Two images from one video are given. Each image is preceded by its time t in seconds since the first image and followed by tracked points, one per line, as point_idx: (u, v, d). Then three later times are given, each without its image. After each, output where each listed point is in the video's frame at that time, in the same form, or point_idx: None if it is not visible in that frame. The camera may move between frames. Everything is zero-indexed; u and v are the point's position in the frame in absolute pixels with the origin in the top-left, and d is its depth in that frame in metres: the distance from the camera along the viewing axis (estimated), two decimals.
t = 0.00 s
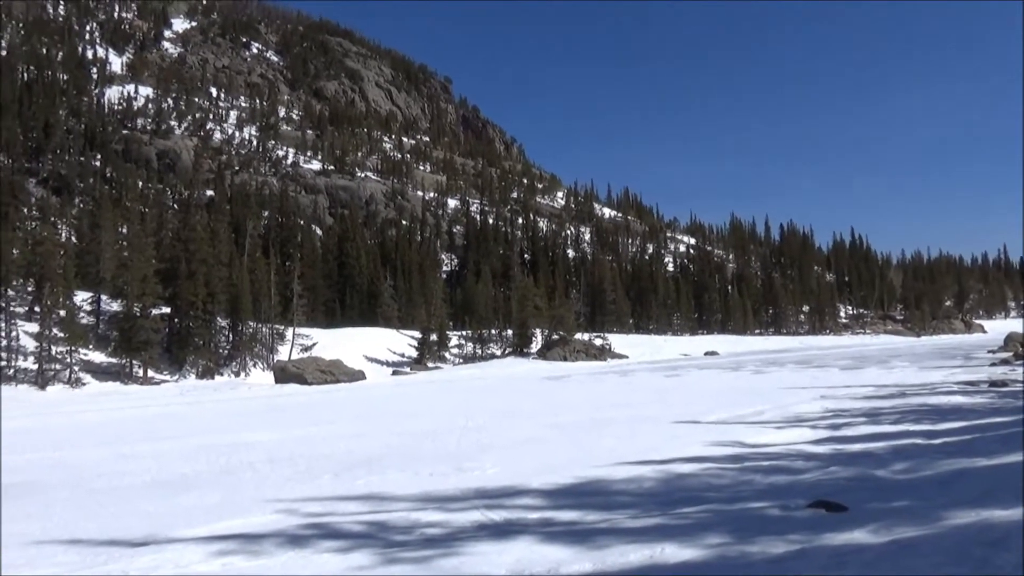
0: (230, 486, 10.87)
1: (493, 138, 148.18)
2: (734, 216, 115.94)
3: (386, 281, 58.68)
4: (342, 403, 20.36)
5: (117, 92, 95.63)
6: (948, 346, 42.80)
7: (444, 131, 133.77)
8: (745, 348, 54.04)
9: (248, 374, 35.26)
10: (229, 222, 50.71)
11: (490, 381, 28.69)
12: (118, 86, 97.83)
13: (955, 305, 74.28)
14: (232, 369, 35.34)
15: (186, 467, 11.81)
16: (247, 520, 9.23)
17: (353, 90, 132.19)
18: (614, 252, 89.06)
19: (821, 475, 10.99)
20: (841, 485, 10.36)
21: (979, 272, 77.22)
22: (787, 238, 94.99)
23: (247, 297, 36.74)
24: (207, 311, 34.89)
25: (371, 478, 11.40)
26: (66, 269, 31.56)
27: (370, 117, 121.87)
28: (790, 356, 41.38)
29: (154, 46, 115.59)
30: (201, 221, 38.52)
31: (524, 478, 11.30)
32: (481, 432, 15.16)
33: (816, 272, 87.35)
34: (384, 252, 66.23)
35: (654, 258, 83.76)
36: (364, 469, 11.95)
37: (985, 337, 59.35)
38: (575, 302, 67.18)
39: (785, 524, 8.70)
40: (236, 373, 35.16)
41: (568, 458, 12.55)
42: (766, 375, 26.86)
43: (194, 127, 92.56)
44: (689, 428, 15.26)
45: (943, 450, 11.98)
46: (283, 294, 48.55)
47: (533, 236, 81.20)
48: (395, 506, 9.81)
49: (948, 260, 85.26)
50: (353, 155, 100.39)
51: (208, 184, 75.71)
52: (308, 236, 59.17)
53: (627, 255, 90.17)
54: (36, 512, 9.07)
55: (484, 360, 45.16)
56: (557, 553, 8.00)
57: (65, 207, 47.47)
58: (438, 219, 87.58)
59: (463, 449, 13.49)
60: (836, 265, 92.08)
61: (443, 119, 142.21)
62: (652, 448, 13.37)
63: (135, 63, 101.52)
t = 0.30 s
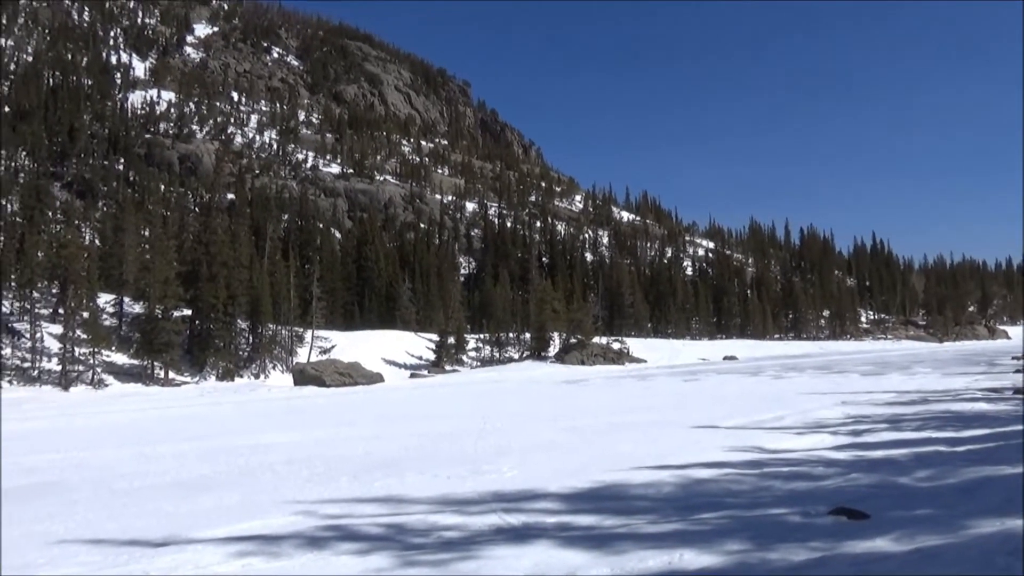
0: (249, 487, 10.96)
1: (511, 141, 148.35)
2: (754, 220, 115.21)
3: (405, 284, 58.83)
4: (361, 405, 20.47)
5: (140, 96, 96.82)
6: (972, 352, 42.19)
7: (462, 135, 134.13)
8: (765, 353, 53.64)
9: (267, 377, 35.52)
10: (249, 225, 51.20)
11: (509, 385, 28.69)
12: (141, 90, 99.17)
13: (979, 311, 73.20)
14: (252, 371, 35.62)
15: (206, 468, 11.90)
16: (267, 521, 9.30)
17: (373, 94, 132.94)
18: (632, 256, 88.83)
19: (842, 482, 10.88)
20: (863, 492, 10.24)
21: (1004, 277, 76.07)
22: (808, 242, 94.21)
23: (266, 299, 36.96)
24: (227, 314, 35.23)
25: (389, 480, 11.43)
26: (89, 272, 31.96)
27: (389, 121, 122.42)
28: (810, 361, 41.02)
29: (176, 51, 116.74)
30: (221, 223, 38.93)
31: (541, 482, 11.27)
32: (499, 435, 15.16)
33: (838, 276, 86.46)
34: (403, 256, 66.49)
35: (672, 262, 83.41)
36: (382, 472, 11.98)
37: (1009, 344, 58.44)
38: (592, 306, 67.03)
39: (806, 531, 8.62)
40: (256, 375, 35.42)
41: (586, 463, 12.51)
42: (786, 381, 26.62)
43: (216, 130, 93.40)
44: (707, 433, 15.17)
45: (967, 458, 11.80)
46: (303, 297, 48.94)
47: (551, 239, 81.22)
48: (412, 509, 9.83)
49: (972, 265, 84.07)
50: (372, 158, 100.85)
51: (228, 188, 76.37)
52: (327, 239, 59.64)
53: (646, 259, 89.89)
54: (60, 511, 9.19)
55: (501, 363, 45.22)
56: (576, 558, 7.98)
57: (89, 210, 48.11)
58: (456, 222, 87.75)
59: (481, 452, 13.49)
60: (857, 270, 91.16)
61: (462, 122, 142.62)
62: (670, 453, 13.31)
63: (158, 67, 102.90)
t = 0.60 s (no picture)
0: (265, 487, 11.01)
1: (526, 144, 148.47)
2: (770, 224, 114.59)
3: (419, 286, 58.92)
4: (375, 407, 20.54)
5: (159, 99, 97.84)
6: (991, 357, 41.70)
7: (477, 137, 134.34)
8: (780, 357, 53.32)
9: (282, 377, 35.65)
10: (265, 227, 51.54)
11: (523, 388, 28.67)
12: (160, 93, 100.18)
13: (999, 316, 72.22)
14: (267, 372, 35.79)
15: (222, 468, 11.98)
16: (282, 521, 9.34)
17: (388, 97, 133.46)
18: (646, 259, 88.62)
19: (859, 488, 10.78)
20: (880, 498, 10.15)
21: None
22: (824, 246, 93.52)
23: (282, 301, 37.14)
24: (243, 315, 35.40)
25: (403, 482, 11.45)
26: (107, 273, 32.24)
27: (404, 124, 122.86)
28: (827, 365, 40.69)
29: (194, 54, 117.84)
30: (237, 225, 39.21)
31: (555, 485, 11.25)
32: (513, 438, 15.16)
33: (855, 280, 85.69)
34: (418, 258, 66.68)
35: (687, 266, 83.13)
36: (396, 474, 12.01)
37: None
38: (607, 309, 66.86)
39: (822, 537, 8.56)
40: (272, 376, 35.55)
41: (600, 466, 12.48)
42: (802, 385, 26.43)
43: (232, 133, 94.15)
44: (722, 437, 15.09)
45: (986, 465, 11.66)
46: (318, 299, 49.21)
47: (566, 242, 81.25)
48: (426, 511, 9.84)
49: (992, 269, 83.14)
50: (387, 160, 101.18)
51: (245, 190, 76.94)
52: (342, 241, 59.99)
53: (660, 262, 89.68)
54: (77, 510, 9.27)
55: (515, 366, 45.27)
56: (590, 562, 7.96)
57: (109, 212, 48.71)
58: (471, 225, 87.86)
59: (495, 455, 13.50)
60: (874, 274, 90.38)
61: (477, 124, 142.91)
62: (685, 457, 13.26)
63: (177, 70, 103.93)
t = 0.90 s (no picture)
0: (280, 489, 11.05)
1: (542, 148, 148.61)
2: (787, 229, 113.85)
3: (434, 290, 59.02)
4: (390, 409, 20.57)
5: (178, 102, 98.92)
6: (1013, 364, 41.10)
7: (494, 141, 134.55)
8: (797, 362, 52.93)
9: (298, 379, 35.81)
10: (281, 230, 51.98)
11: (539, 391, 28.64)
12: (179, 97, 101.25)
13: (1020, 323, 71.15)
14: (283, 373, 35.97)
15: (238, 469, 12.06)
16: (297, 522, 9.39)
17: (405, 101, 133.99)
18: (662, 263, 88.33)
19: (876, 495, 10.69)
20: (897, 506, 10.05)
21: None
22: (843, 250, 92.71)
23: (299, 304, 37.38)
24: (261, 317, 35.61)
25: (418, 485, 11.46)
26: (127, 274, 32.54)
27: (421, 127, 123.31)
28: (843, 371, 40.37)
29: (214, 58, 118.99)
30: (254, 228, 39.51)
31: (569, 490, 11.21)
32: (528, 442, 15.15)
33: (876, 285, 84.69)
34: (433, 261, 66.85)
35: (704, 271, 82.77)
36: (411, 476, 12.04)
37: None
38: (622, 313, 66.71)
39: (838, 544, 8.50)
40: (288, 377, 35.72)
41: (614, 471, 12.46)
42: (818, 391, 26.19)
43: (251, 137, 94.84)
44: (738, 443, 15.00)
45: (1006, 474, 11.49)
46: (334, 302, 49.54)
47: (581, 246, 81.27)
48: (440, 514, 9.85)
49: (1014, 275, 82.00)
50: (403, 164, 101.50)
51: (263, 193, 77.51)
52: (358, 243, 60.42)
53: (676, 267, 89.34)
54: (95, 509, 9.36)
55: (530, 369, 45.31)
56: (603, 566, 7.94)
57: (128, 215, 49.21)
58: (487, 229, 87.96)
59: (508, 459, 13.50)
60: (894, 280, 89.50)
61: (493, 128, 143.13)
62: (700, 462, 13.20)
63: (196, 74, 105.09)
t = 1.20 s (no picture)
0: (297, 493, 11.11)
1: (559, 153, 148.62)
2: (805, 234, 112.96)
3: (450, 295, 59.07)
4: (405, 414, 20.61)
5: (198, 108, 99.99)
6: None
7: (510, 146, 134.70)
8: (814, 368, 52.52)
9: (315, 383, 35.97)
10: (299, 235, 52.35)
11: (555, 396, 28.59)
12: (198, 104, 102.31)
13: None
14: (300, 377, 36.14)
15: (255, 473, 12.12)
16: (313, 527, 9.42)
17: (422, 106, 134.48)
18: (679, 268, 88.01)
19: (895, 503, 10.58)
20: (917, 514, 9.93)
21: None
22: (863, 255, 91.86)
23: (315, 309, 37.67)
24: (278, 322, 35.80)
25: (434, 490, 11.48)
26: (146, 279, 32.94)
27: (437, 132, 123.73)
28: (861, 377, 39.96)
29: (233, 65, 120.43)
30: (272, 233, 39.86)
31: (585, 496, 11.18)
32: (544, 447, 15.14)
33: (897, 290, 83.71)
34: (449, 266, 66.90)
35: (721, 276, 82.35)
36: (426, 481, 12.04)
37: None
38: (638, 318, 66.52)
39: (857, 553, 8.42)
40: (304, 381, 35.89)
41: (630, 477, 12.41)
42: (837, 397, 25.93)
43: (269, 142, 95.59)
44: (755, 449, 14.91)
45: None
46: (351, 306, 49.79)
47: (598, 251, 81.26)
48: (456, 519, 9.86)
49: None
50: (420, 169, 101.77)
51: (281, 198, 78.11)
52: (374, 248, 60.71)
53: (693, 272, 89.01)
54: (114, 512, 9.46)
55: (546, 374, 45.27)
56: (620, 573, 7.91)
57: (148, 220, 49.86)
58: (503, 234, 88.04)
59: (524, 464, 13.50)
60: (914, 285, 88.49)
61: (509, 133, 143.35)
62: (717, 469, 13.12)
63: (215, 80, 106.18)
